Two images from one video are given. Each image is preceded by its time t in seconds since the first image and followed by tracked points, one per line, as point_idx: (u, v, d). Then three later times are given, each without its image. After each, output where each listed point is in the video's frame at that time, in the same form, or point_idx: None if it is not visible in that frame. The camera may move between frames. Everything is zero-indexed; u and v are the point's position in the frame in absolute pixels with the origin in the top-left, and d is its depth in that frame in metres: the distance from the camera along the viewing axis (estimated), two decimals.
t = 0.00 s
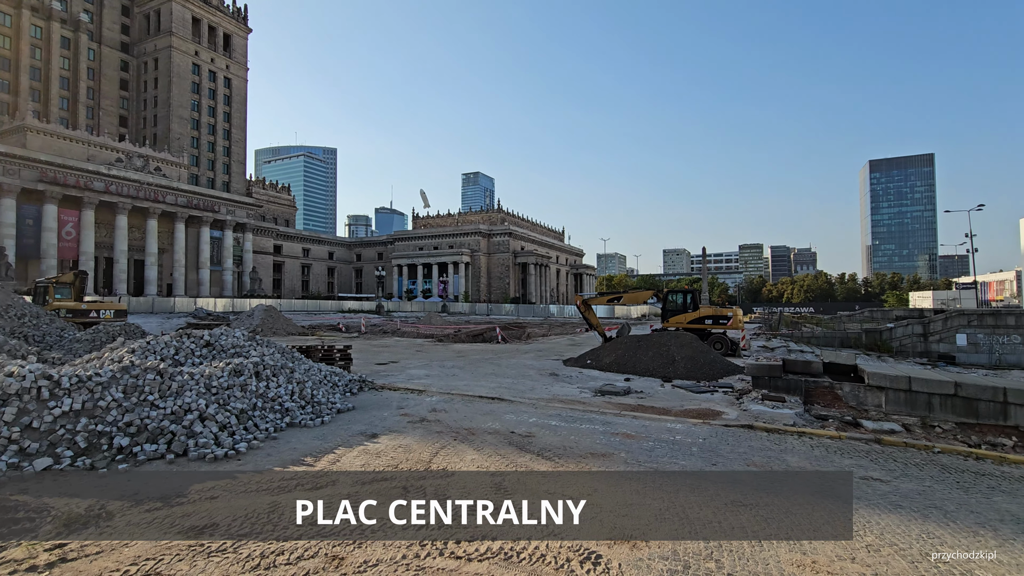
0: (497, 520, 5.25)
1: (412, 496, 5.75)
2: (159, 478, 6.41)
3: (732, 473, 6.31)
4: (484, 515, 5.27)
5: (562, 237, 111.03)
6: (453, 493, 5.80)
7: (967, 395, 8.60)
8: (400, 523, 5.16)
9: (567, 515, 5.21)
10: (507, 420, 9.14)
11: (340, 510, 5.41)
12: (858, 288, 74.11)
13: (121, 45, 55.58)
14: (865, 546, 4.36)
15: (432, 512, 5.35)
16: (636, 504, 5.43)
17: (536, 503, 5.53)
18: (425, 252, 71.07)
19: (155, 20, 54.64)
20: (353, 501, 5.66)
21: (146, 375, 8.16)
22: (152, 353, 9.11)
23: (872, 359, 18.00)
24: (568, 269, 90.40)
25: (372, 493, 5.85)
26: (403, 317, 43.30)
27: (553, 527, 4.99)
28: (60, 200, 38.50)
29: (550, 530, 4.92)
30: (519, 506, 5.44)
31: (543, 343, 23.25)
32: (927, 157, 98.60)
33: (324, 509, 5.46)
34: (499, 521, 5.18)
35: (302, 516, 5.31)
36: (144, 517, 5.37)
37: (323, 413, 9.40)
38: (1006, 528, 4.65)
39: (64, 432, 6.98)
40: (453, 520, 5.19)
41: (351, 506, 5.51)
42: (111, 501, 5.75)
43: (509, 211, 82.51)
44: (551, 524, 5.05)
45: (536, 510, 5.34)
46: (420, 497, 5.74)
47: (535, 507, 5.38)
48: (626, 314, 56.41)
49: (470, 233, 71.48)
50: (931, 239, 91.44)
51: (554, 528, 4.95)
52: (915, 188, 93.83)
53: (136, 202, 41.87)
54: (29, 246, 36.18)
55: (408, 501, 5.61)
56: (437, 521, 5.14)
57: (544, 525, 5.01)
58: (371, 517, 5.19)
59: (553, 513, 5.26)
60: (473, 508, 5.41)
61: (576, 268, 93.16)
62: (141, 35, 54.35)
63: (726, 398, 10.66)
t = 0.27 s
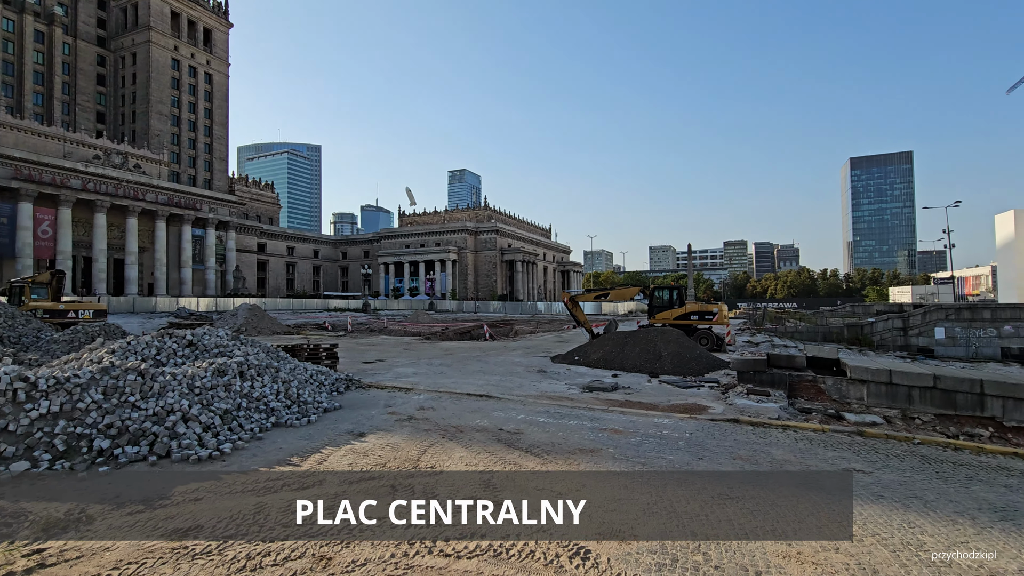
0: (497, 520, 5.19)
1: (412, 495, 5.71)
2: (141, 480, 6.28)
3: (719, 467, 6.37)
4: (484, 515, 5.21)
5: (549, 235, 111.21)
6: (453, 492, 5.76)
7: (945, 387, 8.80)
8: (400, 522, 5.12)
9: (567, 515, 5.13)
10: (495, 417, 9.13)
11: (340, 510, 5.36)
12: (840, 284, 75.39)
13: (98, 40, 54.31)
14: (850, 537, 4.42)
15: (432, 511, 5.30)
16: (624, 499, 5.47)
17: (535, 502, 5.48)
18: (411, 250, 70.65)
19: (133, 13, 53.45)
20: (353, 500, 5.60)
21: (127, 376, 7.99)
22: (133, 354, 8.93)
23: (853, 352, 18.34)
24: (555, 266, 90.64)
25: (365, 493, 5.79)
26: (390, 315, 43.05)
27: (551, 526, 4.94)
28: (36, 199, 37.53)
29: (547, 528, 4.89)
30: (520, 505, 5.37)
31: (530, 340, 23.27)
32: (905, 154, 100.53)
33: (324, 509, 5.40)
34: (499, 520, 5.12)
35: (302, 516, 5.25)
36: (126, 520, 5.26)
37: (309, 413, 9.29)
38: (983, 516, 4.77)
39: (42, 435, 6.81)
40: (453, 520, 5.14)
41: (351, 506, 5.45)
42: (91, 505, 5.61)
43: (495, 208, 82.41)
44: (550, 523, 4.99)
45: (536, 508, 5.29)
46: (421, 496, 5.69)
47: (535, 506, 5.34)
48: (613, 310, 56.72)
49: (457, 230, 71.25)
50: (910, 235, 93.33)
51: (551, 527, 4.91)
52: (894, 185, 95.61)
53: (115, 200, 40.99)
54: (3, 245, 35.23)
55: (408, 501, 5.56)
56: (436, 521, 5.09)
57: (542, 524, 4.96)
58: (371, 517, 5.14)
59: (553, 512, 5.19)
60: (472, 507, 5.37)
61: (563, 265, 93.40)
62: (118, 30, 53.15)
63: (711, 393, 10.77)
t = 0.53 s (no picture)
0: (497, 520, 5.20)
1: (411, 495, 5.72)
2: (123, 489, 6.16)
3: (706, 462, 6.47)
4: (484, 515, 5.22)
5: (533, 233, 111.39)
6: (452, 492, 5.76)
7: (921, 378, 9.05)
8: (400, 523, 5.13)
9: (567, 515, 5.13)
10: (484, 417, 9.12)
11: (340, 510, 5.37)
12: (818, 279, 76.92)
13: (68, 38, 52.83)
14: (833, 526, 4.55)
15: (432, 512, 5.30)
16: (614, 496, 5.52)
17: (534, 501, 5.49)
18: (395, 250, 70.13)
19: (104, 10, 52.06)
20: (353, 500, 5.63)
21: (106, 382, 7.80)
22: (112, 360, 8.72)
23: (833, 346, 18.73)
24: (539, 265, 90.88)
25: (360, 494, 5.79)
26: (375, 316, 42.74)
27: (551, 526, 4.93)
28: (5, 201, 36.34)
29: (544, 528, 4.90)
30: (520, 505, 5.38)
31: (516, 339, 23.30)
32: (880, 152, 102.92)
33: (325, 508, 5.43)
34: (499, 520, 5.12)
35: (302, 516, 5.29)
36: (109, 530, 5.15)
37: (295, 416, 9.18)
38: (961, 504, 4.92)
39: (18, 445, 6.62)
40: (453, 520, 5.14)
41: (351, 506, 5.47)
42: (72, 515, 5.48)
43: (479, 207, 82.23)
44: (550, 523, 4.99)
45: (536, 508, 5.28)
46: (421, 496, 5.70)
47: (535, 506, 5.33)
48: (597, 308, 57.06)
49: (440, 230, 70.93)
50: (885, 231, 95.59)
51: (549, 526, 4.92)
52: (869, 182, 97.82)
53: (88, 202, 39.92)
54: None
55: (408, 501, 5.57)
56: (436, 522, 5.09)
57: (541, 524, 4.96)
58: (371, 517, 5.15)
59: (553, 512, 5.18)
60: (472, 507, 5.37)
61: (547, 263, 93.63)
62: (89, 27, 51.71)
63: (696, 388, 10.93)
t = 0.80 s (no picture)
0: (497, 520, 5.25)
1: (411, 495, 5.79)
2: (103, 501, 5.99)
3: (695, 461, 6.53)
4: (484, 515, 5.27)
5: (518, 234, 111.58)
6: (453, 493, 5.81)
7: (900, 373, 9.28)
8: (399, 523, 5.19)
9: (567, 515, 5.14)
10: (472, 419, 9.09)
11: (340, 510, 5.45)
12: (798, 277, 78.35)
13: (38, 36, 51.34)
14: (820, 523, 4.63)
15: (432, 512, 5.35)
16: (605, 497, 5.54)
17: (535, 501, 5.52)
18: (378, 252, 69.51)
19: (76, 8, 50.70)
20: (352, 501, 5.71)
21: (83, 392, 7.59)
22: (89, 368, 8.48)
23: (813, 343, 19.09)
24: (524, 265, 90.96)
25: (355, 497, 5.81)
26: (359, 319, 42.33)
27: (551, 526, 4.96)
28: None
29: (545, 529, 4.91)
30: (520, 506, 5.40)
31: (502, 340, 23.26)
32: (855, 152, 105.28)
33: (324, 508, 5.54)
34: (499, 520, 5.16)
35: (302, 516, 5.39)
36: (90, 544, 5.02)
37: (281, 422, 9.04)
38: (943, 497, 5.04)
39: None
40: (454, 521, 5.18)
41: (351, 507, 5.55)
42: (50, 530, 5.33)
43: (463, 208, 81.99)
44: (551, 523, 5.01)
45: (537, 509, 5.30)
46: (421, 497, 5.75)
47: (536, 506, 5.35)
48: (582, 308, 57.32)
49: (424, 231, 70.54)
50: (861, 229, 97.77)
51: (550, 526, 4.94)
52: (846, 182, 99.97)
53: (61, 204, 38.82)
54: None
55: (408, 501, 5.62)
56: (437, 522, 5.14)
57: (542, 524, 4.98)
58: (370, 517, 5.22)
59: (553, 512, 5.20)
60: (473, 507, 5.42)
61: (532, 264, 93.77)
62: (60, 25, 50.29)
63: (682, 387, 11.05)
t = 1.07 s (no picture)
0: (498, 519, 5.42)
1: (411, 495, 6.00)
2: (85, 514, 5.86)
3: (687, 465, 6.55)
4: (485, 515, 5.44)
5: (505, 237, 111.54)
6: (452, 493, 5.99)
7: (885, 375, 9.44)
8: (401, 523, 5.41)
9: (567, 515, 5.28)
10: (463, 425, 9.04)
11: (341, 510, 5.67)
12: (782, 280, 79.44)
13: (15, 37, 50.29)
14: (812, 527, 4.69)
15: (432, 512, 5.55)
16: (598, 503, 5.54)
17: (536, 502, 5.65)
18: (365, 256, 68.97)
19: (55, 8, 49.79)
20: (353, 500, 5.96)
21: (65, 402, 7.41)
22: (70, 376, 8.27)
23: (799, 346, 19.35)
24: (512, 269, 91.02)
25: (349, 499, 5.97)
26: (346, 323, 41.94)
27: (551, 526, 5.09)
28: None
29: (544, 529, 5.04)
30: (520, 506, 5.56)
31: (491, 344, 23.20)
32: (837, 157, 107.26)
33: (325, 507, 5.76)
34: (499, 520, 5.33)
35: (303, 515, 5.61)
36: (72, 559, 4.91)
37: (268, 430, 8.89)
38: (930, 499, 5.12)
39: None
40: (454, 520, 5.36)
41: (352, 507, 5.76)
42: (31, 545, 5.20)
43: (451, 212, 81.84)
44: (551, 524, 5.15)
45: (537, 509, 5.44)
46: (421, 497, 5.94)
47: (536, 506, 5.49)
48: (571, 311, 57.39)
49: (412, 235, 70.21)
50: (843, 232, 99.54)
51: (549, 526, 5.07)
52: (828, 186, 101.74)
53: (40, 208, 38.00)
54: None
55: (409, 501, 5.83)
56: (438, 521, 5.32)
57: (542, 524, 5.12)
58: (371, 517, 5.46)
59: (553, 512, 5.33)
60: (474, 508, 5.58)
61: (520, 267, 93.84)
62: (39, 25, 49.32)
63: (671, 390, 11.10)
